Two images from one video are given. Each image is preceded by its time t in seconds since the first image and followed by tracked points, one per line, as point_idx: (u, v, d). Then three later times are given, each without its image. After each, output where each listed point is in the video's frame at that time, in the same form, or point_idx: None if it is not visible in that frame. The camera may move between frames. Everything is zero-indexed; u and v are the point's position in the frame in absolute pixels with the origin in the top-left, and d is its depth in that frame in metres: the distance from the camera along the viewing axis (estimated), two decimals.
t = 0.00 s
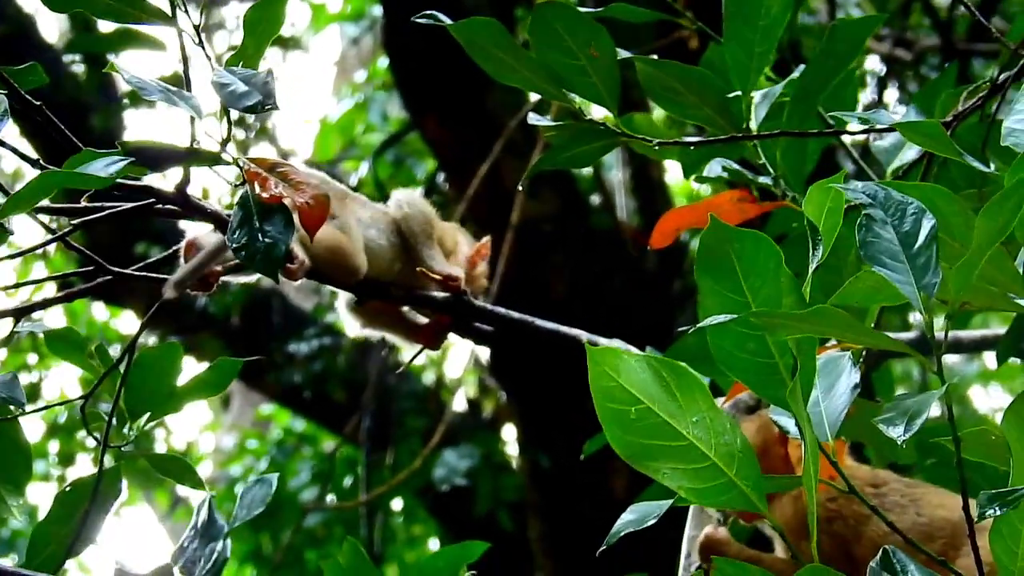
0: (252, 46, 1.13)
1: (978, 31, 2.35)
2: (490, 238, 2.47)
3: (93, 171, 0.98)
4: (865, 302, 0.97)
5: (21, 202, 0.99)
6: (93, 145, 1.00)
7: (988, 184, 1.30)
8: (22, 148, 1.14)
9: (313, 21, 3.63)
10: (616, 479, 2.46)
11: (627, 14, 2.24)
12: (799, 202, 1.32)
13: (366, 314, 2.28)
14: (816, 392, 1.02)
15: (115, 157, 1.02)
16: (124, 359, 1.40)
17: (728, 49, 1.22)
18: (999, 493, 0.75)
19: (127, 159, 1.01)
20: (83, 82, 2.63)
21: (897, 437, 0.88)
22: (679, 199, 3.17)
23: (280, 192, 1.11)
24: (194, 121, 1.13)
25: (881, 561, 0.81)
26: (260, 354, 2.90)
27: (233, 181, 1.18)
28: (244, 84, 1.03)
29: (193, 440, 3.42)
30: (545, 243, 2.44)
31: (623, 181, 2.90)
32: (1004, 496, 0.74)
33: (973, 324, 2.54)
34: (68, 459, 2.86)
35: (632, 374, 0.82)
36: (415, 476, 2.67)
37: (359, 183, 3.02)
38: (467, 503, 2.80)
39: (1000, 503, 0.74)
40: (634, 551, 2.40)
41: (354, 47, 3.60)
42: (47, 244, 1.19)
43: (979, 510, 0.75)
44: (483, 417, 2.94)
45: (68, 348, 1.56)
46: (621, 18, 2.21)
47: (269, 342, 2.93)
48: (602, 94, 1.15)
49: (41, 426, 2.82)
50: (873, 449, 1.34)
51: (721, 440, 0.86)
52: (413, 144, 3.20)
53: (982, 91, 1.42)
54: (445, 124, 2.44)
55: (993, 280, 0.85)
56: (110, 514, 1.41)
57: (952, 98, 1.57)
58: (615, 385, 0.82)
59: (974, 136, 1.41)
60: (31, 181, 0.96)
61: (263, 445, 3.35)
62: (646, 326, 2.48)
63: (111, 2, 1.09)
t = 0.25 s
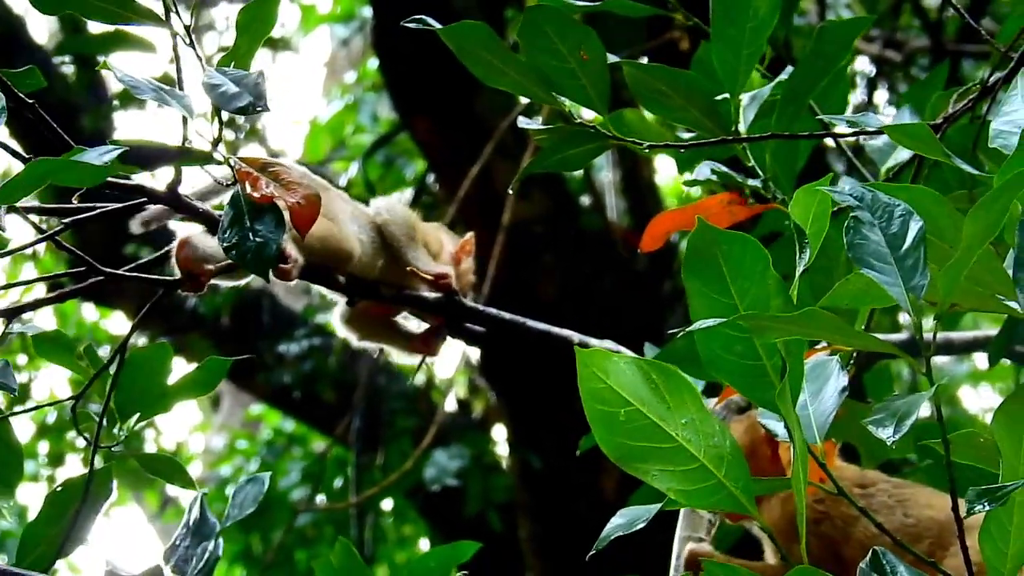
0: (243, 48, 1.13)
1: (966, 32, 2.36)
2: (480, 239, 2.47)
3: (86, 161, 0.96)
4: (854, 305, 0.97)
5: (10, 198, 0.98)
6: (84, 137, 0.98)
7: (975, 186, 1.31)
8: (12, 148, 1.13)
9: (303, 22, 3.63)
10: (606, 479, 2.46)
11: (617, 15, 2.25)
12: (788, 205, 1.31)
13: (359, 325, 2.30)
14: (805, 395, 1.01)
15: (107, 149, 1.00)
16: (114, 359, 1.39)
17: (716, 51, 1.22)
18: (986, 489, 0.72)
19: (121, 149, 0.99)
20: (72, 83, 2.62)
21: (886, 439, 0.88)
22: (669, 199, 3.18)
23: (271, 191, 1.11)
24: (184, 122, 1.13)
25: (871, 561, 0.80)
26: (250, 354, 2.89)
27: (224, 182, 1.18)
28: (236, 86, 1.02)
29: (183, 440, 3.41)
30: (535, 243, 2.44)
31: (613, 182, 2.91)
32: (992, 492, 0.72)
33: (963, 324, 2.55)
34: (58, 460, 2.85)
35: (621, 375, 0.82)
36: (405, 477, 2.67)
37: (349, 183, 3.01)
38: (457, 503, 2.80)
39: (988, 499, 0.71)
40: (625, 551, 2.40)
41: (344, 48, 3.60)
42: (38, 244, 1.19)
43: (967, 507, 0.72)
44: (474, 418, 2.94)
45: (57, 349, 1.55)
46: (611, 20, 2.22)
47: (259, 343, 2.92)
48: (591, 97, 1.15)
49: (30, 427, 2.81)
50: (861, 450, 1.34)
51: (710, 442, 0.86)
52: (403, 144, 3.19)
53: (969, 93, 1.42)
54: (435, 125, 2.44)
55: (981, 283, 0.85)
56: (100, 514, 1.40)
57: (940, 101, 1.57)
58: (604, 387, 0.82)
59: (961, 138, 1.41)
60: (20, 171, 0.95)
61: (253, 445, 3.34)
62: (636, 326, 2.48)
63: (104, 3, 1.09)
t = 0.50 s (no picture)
0: (237, 48, 1.12)
1: (955, 32, 2.36)
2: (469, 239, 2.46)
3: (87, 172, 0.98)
4: (842, 305, 0.97)
5: (12, 202, 1.00)
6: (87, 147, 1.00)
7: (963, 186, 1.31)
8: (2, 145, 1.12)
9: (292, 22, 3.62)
10: (596, 479, 2.46)
11: (607, 15, 2.25)
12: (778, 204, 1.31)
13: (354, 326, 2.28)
14: (793, 396, 1.01)
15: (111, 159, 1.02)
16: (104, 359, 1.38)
17: (706, 51, 1.22)
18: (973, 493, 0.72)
19: (123, 161, 1.01)
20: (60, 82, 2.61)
21: (873, 438, 0.88)
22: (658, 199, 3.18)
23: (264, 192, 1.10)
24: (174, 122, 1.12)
25: (859, 561, 0.80)
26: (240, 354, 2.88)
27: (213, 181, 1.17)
28: (232, 86, 1.01)
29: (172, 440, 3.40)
30: (525, 243, 2.44)
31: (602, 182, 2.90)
32: (980, 496, 0.71)
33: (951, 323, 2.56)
34: (47, 460, 2.83)
35: (607, 375, 0.82)
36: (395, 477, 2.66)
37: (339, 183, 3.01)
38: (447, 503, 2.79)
39: (976, 503, 0.71)
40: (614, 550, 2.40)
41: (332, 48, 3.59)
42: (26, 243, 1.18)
43: (955, 511, 0.72)
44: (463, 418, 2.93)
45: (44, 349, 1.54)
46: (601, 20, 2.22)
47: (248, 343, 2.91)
48: (580, 97, 1.14)
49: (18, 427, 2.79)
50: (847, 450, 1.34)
51: (698, 441, 0.85)
52: (392, 144, 3.19)
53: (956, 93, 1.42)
54: (424, 125, 2.43)
55: (969, 282, 0.85)
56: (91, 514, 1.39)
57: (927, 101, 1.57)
58: (591, 387, 0.81)
59: (949, 138, 1.41)
60: (25, 180, 0.97)
61: (242, 445, 3.33)
62: (626, 326, 2.48)
63: None
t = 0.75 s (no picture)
0: (227, 44, 1.11)
1: (945, 28, 2.37)
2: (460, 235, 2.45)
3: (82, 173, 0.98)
4: (834, 302, 0.96)
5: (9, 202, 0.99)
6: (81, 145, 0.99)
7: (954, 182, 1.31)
8: None
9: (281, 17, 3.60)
10: (585, 475, 2.45)
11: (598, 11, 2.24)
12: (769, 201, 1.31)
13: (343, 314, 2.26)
14: (784, 392, 1.01)
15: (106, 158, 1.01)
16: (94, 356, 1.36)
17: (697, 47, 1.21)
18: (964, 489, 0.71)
19: (118, 162, 1.01)
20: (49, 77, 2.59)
21: (865, 435, 0.88)
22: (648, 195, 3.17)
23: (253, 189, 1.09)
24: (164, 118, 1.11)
25: (850, 558, 0.80)
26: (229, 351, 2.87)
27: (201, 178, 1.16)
28: (223, 82, 1.01)
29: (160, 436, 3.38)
30: (515, 239, 2.43)
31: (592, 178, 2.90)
32: (971, 491, 0.71)
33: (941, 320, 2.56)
34: (36, 456, 2.82)
35: (594, 373, 0.81)
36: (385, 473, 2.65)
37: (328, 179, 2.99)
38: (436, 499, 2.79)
39: (967, 498, 0.70)
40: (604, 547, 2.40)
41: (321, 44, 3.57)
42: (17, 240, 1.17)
43: (946, 506, 0.71)
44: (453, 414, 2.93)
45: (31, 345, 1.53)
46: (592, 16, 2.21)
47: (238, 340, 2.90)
48: (571, 92, 1.14)
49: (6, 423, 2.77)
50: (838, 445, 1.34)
51: (686, 439, 0.85)
52: (381, 140, 3.18)
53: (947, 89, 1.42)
54: (414, 121, 2.42)
55: (961, 279, 0.85)
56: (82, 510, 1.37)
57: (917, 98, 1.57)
58: (580, 385, 0.80)
59: (939, 134, 1.41)
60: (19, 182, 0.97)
61: (231, 441, 3.32)
62: (616, 322, 2.48)
63: None
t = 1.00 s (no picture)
0: (215, 44, 1.11)
1: (937, 26, 2.37)
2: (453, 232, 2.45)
3: (68, 176, 0.98)
4: (826, 298, 0.96)
5: None
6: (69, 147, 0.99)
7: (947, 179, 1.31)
8: None
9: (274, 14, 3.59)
10: (577, 472, 2.46)
11: (590, 9, 2.24)
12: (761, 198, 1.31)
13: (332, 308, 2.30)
14: (776, 389, 1.01)
15: (91, 162, 1.01)
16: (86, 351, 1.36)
17: (689, 45, 1.21)
18: (955, 481, 0.71)
19: (105, 165, 1.01)
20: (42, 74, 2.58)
21: (856, 428, 0.88)
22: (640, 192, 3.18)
23: (243, 190, 1.09)
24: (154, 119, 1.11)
25: (842, 554, 0.80)
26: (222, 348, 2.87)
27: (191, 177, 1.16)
28: (209, 83, 1.01)
29: (153, 432, 3.37)
30: (507, 236, 2.43)
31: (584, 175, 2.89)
32: (962, 484, 0.71)
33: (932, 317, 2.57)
34: (28, 451, 2.81)
35: (591, 366, 0.81)
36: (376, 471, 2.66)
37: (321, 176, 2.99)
38: (427, 496, 2.79)
39: (958, 491, 0.70)
40: (595, 544, 2.41)
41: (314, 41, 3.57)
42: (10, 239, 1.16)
43: (936, 499, 0.71)
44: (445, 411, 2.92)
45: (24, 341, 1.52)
46: (585, 13, 2.21)
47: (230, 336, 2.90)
48: (563, 89, 1.14)
49: None
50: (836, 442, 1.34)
51: (682, 434, 0.85)
52: (374, 137, 3.17)
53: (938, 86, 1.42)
54: (407, 117, 2.42)
55: (952, 276, 0.85)
56: (73, 505, 1.37)
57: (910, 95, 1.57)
58: (575, 378, 0.81)
59: (931, 131, 1.41)
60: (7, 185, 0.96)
61: (223, 437, 3.31)
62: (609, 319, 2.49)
63: None
